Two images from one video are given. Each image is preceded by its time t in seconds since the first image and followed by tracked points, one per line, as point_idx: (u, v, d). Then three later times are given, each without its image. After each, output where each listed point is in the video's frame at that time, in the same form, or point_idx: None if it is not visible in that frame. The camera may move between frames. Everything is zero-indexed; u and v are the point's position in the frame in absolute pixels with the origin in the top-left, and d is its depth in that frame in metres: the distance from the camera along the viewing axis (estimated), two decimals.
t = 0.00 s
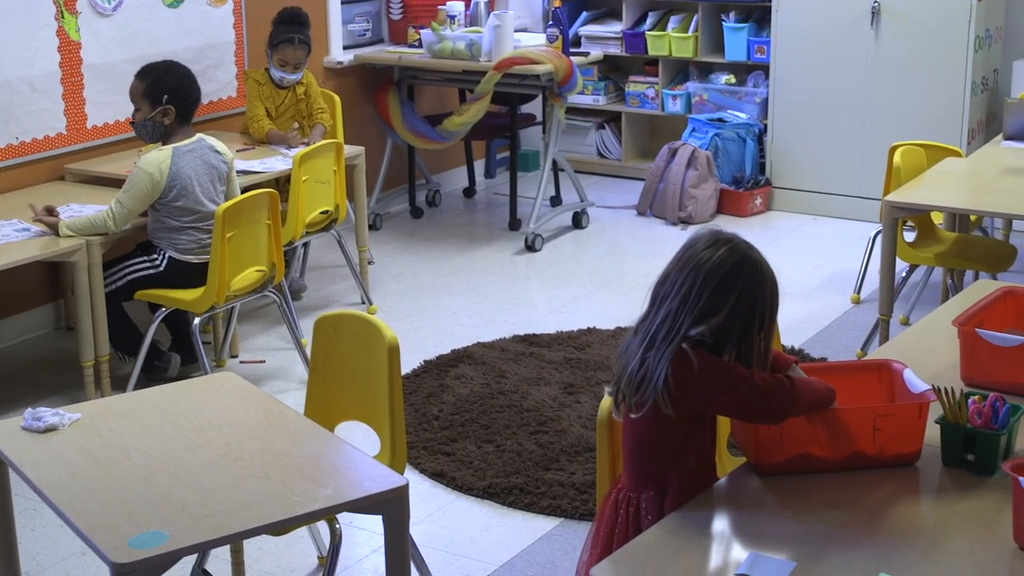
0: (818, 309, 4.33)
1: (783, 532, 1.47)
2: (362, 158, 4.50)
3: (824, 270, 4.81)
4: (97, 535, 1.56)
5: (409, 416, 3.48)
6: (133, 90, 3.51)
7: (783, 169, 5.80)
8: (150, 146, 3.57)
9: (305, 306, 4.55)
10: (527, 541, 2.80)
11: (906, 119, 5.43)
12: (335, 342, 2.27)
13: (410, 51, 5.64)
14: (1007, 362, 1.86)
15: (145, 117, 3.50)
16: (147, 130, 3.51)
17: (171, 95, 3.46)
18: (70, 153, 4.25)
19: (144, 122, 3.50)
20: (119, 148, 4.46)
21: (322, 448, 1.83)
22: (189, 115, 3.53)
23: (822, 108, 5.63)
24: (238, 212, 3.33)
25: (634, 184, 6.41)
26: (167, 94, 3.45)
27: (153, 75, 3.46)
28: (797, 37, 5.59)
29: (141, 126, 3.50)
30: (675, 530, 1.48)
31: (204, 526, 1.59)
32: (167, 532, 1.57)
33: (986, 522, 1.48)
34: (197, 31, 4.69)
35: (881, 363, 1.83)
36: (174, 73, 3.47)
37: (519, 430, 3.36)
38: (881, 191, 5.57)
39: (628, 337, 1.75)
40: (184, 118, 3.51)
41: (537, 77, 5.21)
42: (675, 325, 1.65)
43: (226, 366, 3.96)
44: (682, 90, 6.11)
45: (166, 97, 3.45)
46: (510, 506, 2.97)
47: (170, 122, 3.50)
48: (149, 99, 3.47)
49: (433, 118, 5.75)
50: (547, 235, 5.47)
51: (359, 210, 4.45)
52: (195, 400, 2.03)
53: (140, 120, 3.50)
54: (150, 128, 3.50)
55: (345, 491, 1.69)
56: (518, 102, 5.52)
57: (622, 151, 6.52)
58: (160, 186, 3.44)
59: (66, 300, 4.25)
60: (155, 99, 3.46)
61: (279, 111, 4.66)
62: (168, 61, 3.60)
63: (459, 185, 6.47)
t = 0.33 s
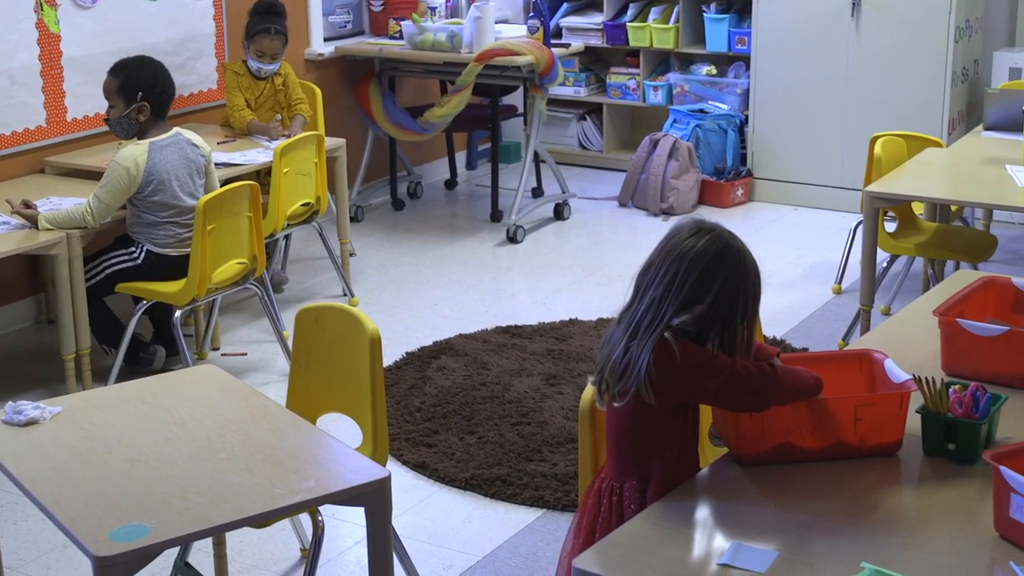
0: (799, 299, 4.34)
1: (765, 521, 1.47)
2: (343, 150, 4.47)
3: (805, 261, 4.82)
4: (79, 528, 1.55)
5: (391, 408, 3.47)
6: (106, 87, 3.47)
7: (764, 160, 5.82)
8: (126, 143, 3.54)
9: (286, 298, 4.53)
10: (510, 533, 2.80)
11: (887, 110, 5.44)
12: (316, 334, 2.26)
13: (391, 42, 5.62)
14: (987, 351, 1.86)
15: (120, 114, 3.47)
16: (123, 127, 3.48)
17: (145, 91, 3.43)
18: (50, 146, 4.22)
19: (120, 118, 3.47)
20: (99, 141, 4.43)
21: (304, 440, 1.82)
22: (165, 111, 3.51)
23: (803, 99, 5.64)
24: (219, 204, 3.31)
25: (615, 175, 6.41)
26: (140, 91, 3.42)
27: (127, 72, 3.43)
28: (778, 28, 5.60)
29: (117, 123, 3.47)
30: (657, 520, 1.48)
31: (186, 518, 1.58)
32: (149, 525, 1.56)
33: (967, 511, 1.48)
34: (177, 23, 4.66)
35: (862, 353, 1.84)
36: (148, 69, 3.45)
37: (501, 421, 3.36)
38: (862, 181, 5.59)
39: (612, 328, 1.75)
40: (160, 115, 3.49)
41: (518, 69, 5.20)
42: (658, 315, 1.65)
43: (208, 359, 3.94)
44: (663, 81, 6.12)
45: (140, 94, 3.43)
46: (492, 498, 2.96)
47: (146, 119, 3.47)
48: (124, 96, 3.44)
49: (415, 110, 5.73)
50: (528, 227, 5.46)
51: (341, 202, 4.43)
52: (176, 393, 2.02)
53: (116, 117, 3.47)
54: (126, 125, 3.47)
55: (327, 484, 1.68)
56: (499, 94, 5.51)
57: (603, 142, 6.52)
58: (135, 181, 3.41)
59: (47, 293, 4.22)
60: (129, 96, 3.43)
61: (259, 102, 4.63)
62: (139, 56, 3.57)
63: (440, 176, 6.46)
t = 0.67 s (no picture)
0: (780, 289, 4.36)
1: (747, 510, 1.47)
2: (324, 141, 4.45)
3: (786, 251, 4.83)
4: (60, 521, 1.53)
5: (373, 399, 3.47)
6: (85, 80, 3.44)
7: (745, 150, 5.83)
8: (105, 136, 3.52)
9: (267, 290, 4.51)
10: (492, 523, 2.80)
11: (868, 99, 5.45)
12: (297, 326, 2.25)
13: (371, 33, 5.60)
14: (967, 339, 1.87)
15: (100, 109, 3.45)
16: (103, 122, 3.46)
17: (125, 88, 3.41)
18: (29, 138, 4.18)
19: (99, 113, 3.45)
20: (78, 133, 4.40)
21: (286, 432, 1.81)
22: (144, 105, 3.49)
23: (785, 89, 5.65)
24: (200, 196, 3.29)
25: (596, 165, 6.41)
26: (121, 87, 3.40)
27: (107, 66, 3.39)
28: (759, 18, 5.60)
29: (97, 117, 3.45)
30: (638, 510, 1.47)
31: (168, 511, 1.57)
32: (130, 518, 1.54)
33: (947, 499, 1.49)
34: (157, 14, 4.63)
35: (842, 343, 1.84)
36: (129, 64, 3.42)
37: (483, 412, 3.35)
38: (843, 171, 5.60)
39: (593, 318, 1.75)
40: (139, 110, 3.47)
41: (499, 59, 5.19)
42: (639, 298, 1.65)
43: (188, 351, 3.92)
44: (643, 71, 6.12)
45: (121, 91, 3.41)
46: (474, 488, 2.96)
47: (126, 115, 3.46)
48: (103, 92, 3.42)
49: (396, 101, 5.71)
50: (510, 218, 5.46)
51: (322, 194, 4.42)
52: (158, 385, 2.00)
53: (96, 111, 3.44)
54: (106, 120, 3.45)
55: (309, 475, 1.67)
56: (480, 84, 5.49)
57: (584, 133, 6.52)
58: (115, 172, 3.39)
59: (27, 285, 4.19)
60: (109, 92, 3.41)
61: (238, 94, 4.61)
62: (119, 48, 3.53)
63: (421, 167, 6.44)
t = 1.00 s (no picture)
0: (762, 280, 4.37)
1: (729, 501, 1.47)
2: (305, 133, 4.43)
3: (768, 242, 4.84)
4: (40, 515, 1.52)
5: (355, 392, 3.46)
6: (72, 72, 3.45)
7: (727, 141, 5.84)
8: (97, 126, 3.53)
9: (249, 284, 4.49)
10: (475, 516, 2.79)
11: (849, 90, 5.46)
12: (279, 318, 2.24)
13: (352, 25, 5.57)
14: (948, 330, 1.88)
15: (85, 102, 3.44)
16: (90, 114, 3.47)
17: (105, 86, 3.40)
18: (9, 132, 4.15)
19: (85, 106, 3.45)
20: (58, 127, 4.36)
21: (268, 425, 1.80)
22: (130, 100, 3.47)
23: (766, 81, 5.66)
24: (181, 188, 3.27)
25: (578, 157, 6.41)
26: (99, 86, 3.39)
27: (89, 63, 3.39)
28: (740, 10, 5.60)
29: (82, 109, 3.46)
30: (621, 502, 1.47)
31: (149, 504, 1.56)
32: (112, 512, 1.53)
33: (928, 489, 1.49)
34: (136, 7, 4.59)
35: (824, 334, 1.84)
36: (109, 60, 3.39)
37: (465, 404, 3.35)
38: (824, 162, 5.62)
39: (569, 312, 1.74)
40: (122, 105, 3.45)
41: (480, 51, 5.17)
42: (615, 290, 1.64)
43: (170, 345, 3.90)
44: (625, 63, 6.12)
45: (99, 90, 3.40)
46: (457, 480, 2.96)
47: (108, 110, 3.44)
48: (86, 86, 3.42)
49: (377, 93, 5.68)
50: (492, 210, 5.45)
51: (303, 186, 4.40)
52: (139, 378, 1.99)
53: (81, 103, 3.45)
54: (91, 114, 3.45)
55: (291, 468, 1.66)
56: (461, 76, 5.48)
57: (566, 125, 6.51)
58: (98, 164, 3.37)
59: (8, 280, 4.16)
60: (90, 89, 3.41)
61: (218, 87, 4.58)
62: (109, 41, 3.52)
63: (403, 160, 6.42)
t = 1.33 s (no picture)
0: (739, 274, 4.38)
1: (707, 495, 1.46)
2: (282, 129, 4.40)
3: (745, 236, 4.86)
4: (17, 513, 1.51)
5: (333, 388, 3.45)
6: (53, 68, 3.41)
7: (703, 136, 5.85)
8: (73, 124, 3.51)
9: (226, 280, 4.46)
10: (453, 511, 2.79)
11: (825, 85, 5.48)
12: (256, 315, 2.23)
13: (329, 21, 5.55)
14: (923, 323, 1.89)
15: (70, 97, 3.43)
16: (73, 110, 3.45)
17: (96, 77, 3.40)
18: None
19: (69, 101, 3.43)
20: (33, 123, 4.32)
21: (245, 422, 1.79)
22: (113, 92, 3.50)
23: (742, 76, 5.67)
24: (157, 184, 3.24)
25: (555, 152, 6.41)
26: (92, 76, 3.39)
27: (77, 56, 3.37)
28: (717, 6, 5.61)
29: (67, 105, 3.44)
30: (599, 497, 1.47)
31: (126, 502, 1.54)
32: (89, 510, 1.52)
33: (905, 482, 1.49)
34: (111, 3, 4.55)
35: (801, 327, 1.85)
36: (98, 51, 3.41)
37: (443, 400, 3.34)
38: (800, 157, 5.64)
39: (544, 310, 1.73)
40: (107, 98, 3.48)
41: (456, 46, 5.15)
42: (590, 287, 1.64)
43: (147, 342, 3.87)
44: (602, 58, 6.12)
45: (91, 80, 3.40)
46: (435, 476, 2.95)
47: (95, 102, 3.45)
48: (74, 80, 3.40)
49: (353, 89, 5.65)
50: (469, 205, 5.44)
51: (280, 182, 4.37)
52: (117, 375, 1.97)
53: (64, 100, 3.43)
54: (76, 108, 3.44)
55: (268, 464, 1.65)
56: (438, 72, 5.46)
57: (543, 120, 6.51)
58: (80, 159, 3.35)
59: None
60: (80, 81, 3.40)
61: (194, 84, 4.55)
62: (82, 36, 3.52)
63: (380, 156, 6.41)
